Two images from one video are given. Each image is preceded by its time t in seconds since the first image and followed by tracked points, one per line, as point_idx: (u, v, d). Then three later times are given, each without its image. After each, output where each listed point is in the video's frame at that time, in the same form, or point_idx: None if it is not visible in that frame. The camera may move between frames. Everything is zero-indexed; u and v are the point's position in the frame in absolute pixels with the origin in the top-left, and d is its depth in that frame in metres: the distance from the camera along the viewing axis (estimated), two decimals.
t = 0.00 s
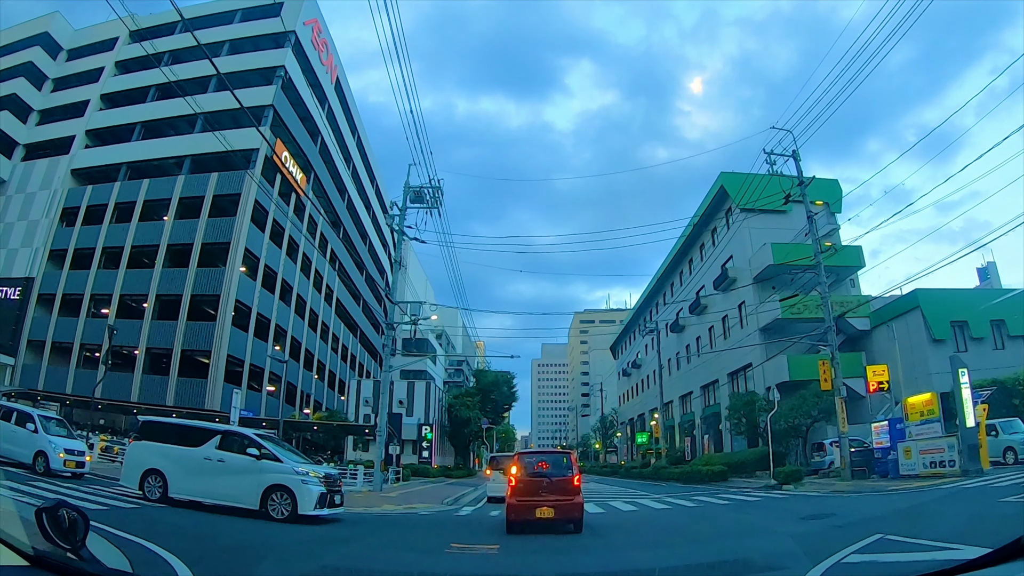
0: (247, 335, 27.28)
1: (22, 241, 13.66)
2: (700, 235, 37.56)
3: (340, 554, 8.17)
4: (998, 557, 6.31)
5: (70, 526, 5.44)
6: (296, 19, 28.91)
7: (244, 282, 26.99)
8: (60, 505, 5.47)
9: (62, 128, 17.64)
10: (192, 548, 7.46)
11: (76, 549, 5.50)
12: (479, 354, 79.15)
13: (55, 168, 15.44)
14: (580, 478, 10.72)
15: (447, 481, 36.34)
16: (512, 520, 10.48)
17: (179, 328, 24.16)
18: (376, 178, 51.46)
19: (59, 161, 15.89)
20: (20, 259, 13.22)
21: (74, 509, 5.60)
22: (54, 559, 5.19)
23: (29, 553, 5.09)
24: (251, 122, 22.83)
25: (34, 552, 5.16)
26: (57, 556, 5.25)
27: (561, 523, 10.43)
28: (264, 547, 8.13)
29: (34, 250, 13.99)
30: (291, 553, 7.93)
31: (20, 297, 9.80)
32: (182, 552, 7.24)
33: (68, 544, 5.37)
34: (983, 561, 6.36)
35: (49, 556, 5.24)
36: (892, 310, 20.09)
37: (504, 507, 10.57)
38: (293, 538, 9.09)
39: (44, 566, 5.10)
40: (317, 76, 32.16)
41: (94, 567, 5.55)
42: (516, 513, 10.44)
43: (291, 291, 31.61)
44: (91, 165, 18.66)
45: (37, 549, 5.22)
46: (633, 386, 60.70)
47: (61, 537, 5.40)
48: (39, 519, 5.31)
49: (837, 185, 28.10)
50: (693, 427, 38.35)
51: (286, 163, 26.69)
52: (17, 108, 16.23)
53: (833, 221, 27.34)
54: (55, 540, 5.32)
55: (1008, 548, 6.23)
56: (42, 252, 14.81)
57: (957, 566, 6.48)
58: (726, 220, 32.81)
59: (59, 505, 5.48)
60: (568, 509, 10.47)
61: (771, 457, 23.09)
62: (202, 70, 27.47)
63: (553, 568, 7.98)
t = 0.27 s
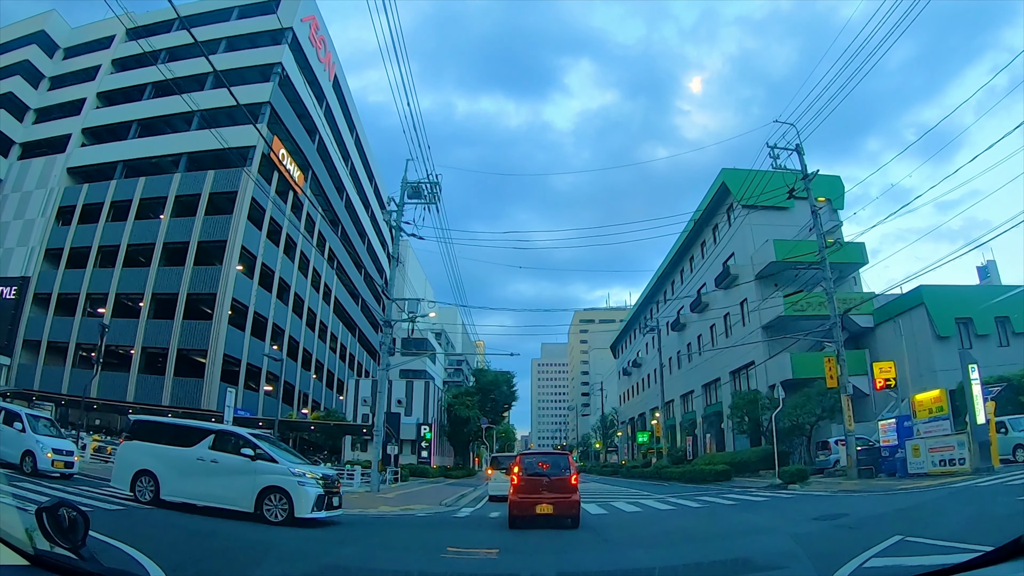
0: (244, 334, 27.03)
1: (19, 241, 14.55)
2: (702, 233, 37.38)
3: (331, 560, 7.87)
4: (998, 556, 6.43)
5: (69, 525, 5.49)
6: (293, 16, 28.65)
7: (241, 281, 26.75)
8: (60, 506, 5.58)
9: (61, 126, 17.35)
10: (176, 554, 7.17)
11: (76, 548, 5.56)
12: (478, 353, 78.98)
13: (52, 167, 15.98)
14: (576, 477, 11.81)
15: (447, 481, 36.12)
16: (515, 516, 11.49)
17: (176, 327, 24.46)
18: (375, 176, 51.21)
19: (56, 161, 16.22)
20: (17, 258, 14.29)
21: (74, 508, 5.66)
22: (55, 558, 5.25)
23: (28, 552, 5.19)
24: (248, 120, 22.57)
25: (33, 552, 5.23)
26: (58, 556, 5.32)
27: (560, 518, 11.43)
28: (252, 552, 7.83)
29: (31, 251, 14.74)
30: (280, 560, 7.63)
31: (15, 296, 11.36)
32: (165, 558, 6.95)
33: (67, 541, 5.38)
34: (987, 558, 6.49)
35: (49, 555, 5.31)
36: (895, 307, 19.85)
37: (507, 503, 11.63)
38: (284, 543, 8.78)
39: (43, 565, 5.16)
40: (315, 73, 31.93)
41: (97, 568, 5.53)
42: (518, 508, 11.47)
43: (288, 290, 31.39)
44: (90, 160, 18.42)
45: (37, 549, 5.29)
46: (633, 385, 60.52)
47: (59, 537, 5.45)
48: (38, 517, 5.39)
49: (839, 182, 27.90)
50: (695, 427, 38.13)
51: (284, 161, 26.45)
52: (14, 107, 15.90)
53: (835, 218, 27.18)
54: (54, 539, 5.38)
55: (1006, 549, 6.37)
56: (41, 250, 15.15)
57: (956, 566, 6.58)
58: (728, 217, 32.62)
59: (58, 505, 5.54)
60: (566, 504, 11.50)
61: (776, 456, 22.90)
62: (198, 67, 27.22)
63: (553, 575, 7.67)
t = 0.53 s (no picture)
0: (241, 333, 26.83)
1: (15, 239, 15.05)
2: (703, 231, 37.26)
3: (325, 565, 7.68)
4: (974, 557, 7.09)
5: (68, 525, 6.38)
6: (291, 13, 28.46)
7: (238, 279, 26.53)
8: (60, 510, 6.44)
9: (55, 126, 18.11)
10: (166, 560, 6.98)
11: (77, 547, 6.41)
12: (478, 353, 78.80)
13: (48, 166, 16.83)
14: (570, 476, 13.21)
15: (446, 482, 35.91)
16: (518, 512, 12.75)
17: (172, 328, 23.00)
18: (375, 175, 51.05)
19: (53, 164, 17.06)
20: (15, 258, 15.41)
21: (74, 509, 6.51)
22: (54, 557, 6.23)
23: (29, 554, 6.29)
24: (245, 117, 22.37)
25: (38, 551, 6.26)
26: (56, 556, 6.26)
27: (558, 513, 12.72)
28: (244, 558, 7.63)
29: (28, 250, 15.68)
30: (271, 566, 7.41)
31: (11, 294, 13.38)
32: (154, 564, 6.76)
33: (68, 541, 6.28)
34: (981, 557, 7.20)
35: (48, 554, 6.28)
36: (899, 305, 19.65)
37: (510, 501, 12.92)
38: (275, 546, 8.57)
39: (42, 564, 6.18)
40: (314, 71, 31.76)
41: (96, 566, 6.34)
42: (521, 505, 12.77)
43: (286, 290, 31.20)
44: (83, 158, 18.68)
45: (39, 548, 6.31)
46: (633, 386, 60.35)
47: (60, 536, 6.31)
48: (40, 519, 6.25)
49: (841, 179, 27.76)
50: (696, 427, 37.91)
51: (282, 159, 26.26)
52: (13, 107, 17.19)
53: (838, 216, 27.04)
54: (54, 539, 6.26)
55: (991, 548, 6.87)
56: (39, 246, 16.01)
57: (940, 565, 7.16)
58: (731, 214, 32.49)
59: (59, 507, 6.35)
60: (562, 501, 12.86)
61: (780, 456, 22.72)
62: (196, 65, 27.02)
63: None
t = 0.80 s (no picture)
0: (239, 333, 26.62)
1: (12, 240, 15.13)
2: (705, 231, 37.12)
3: (313, 567, 7.50)
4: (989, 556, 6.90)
5: (68, 526, 6.16)
6: (290, 12, 28.27)
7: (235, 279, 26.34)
8: (60, 509, 6.24)
9: (57, 125, 17.53)
10: (149, 562, 6.83)
11: (77, 547, 6.21)
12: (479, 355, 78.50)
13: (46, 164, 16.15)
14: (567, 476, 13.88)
15: (445, 483, 35.60)
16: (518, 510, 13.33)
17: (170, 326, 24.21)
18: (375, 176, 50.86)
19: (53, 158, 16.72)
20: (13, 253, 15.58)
21: (75, 510, 6.27)
22: (53, 560, 6.08)
23: (29, 554, 6.16)
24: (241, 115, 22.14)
25: (35, 553, 6.15)
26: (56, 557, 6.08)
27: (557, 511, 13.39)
28: (231, 560, 7.47)
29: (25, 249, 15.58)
30: (258, 569, 7.23)
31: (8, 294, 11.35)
32: (137, 566, 6.61)
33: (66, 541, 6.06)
34: (980, 556, 6.99)
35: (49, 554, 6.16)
36: (903, 305, 19.39)
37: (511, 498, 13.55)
38: (265, 549, 8.35)
39: (41, 565, 6.08)
40: (312, 70, 31.60)
41: (95, 566, 6.03)
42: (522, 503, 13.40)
43: (285, 290, 31.00)
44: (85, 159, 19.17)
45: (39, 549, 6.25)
46: (635, 387, 60.01)
47: (61, 536, 6.16)
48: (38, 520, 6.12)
49: (844, 178, 27.55)
50: (698, 428, 37.74)
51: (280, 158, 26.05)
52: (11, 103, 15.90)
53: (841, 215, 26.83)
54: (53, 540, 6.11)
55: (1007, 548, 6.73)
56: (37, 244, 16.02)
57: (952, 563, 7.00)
58: (733, 214, 32.32)
59: (56, 509, 6.19)
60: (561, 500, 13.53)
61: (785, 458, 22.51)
62: (194, 64, 26.90)
63: None
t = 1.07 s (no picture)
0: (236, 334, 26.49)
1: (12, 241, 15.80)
2: (706, 231, 36.94)
3: (306, 570, 7.39)
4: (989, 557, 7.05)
5: (67, 526, 6.37)
6: (289, 10, 28.10)
7: (232, 279, 26.18)
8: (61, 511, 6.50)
9: (54, 125, 18.19)
10: (138, 563, 6.73)
11: (75, 549, 6.35)
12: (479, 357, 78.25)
13: (44, 164, 17.32)
14: (562, 480, 15.95)
15: (444, 485, 35.41)
16: (519, 509, 15.56)
17: (167, 329, 22.95)
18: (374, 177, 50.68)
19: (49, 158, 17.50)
20: (10, 254, 16.02)
21: (75, 511, 6.51)
22: (55, 560, 6.23)
23: (30, 555, 6.35)
24: (241, 114, 21.96)
25: (37, 553, 6.34)
26: (57, 557, 6.25)
27: (552, 512, 15.45)
28: (222, 562, 7.36)
29: (22, 248, 16.39)
30: (249, 571, 7.11)
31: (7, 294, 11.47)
32: (124, 566, 6.52)
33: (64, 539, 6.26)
34: (977, 557, 7.14)
35: (51, 556, 6.33)
36: (906, 305, 19.33)
37: (512, 500, 15.66)
38: (256, 553, 8.15)
39: (42, 566, 6.20)
40: (311, 69, 31.46)
41: (93, 566, 6.21)
42: (523, 504, 15.50)
43: (282, 290, 30.92)
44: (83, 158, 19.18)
45: (39, 551, 6.38)
46: (635, 388, 59.80)
47: (59, 536, 6.32)
48: (39, 518, 6.28)
49: (847, 176, 27.35)
50: (700, 430, 37.57)
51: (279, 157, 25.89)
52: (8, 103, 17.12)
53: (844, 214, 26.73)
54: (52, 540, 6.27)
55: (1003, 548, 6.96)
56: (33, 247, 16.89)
57: (953, 564, 7.17)
58: (734, 213, 32.14)
59: (58, 508, 6.33)
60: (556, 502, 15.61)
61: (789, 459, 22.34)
62: (193, 63, 26.76)
63: None
